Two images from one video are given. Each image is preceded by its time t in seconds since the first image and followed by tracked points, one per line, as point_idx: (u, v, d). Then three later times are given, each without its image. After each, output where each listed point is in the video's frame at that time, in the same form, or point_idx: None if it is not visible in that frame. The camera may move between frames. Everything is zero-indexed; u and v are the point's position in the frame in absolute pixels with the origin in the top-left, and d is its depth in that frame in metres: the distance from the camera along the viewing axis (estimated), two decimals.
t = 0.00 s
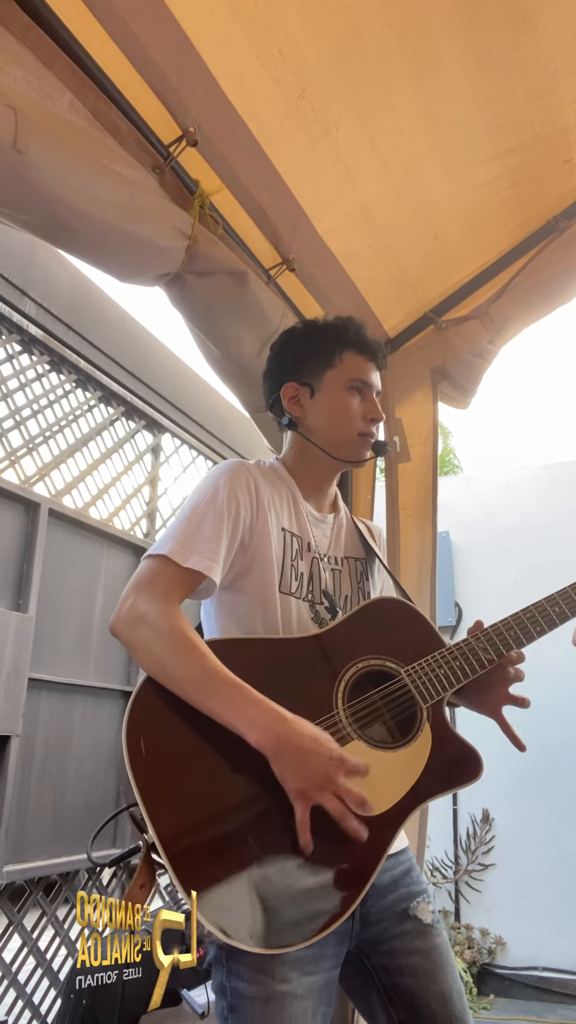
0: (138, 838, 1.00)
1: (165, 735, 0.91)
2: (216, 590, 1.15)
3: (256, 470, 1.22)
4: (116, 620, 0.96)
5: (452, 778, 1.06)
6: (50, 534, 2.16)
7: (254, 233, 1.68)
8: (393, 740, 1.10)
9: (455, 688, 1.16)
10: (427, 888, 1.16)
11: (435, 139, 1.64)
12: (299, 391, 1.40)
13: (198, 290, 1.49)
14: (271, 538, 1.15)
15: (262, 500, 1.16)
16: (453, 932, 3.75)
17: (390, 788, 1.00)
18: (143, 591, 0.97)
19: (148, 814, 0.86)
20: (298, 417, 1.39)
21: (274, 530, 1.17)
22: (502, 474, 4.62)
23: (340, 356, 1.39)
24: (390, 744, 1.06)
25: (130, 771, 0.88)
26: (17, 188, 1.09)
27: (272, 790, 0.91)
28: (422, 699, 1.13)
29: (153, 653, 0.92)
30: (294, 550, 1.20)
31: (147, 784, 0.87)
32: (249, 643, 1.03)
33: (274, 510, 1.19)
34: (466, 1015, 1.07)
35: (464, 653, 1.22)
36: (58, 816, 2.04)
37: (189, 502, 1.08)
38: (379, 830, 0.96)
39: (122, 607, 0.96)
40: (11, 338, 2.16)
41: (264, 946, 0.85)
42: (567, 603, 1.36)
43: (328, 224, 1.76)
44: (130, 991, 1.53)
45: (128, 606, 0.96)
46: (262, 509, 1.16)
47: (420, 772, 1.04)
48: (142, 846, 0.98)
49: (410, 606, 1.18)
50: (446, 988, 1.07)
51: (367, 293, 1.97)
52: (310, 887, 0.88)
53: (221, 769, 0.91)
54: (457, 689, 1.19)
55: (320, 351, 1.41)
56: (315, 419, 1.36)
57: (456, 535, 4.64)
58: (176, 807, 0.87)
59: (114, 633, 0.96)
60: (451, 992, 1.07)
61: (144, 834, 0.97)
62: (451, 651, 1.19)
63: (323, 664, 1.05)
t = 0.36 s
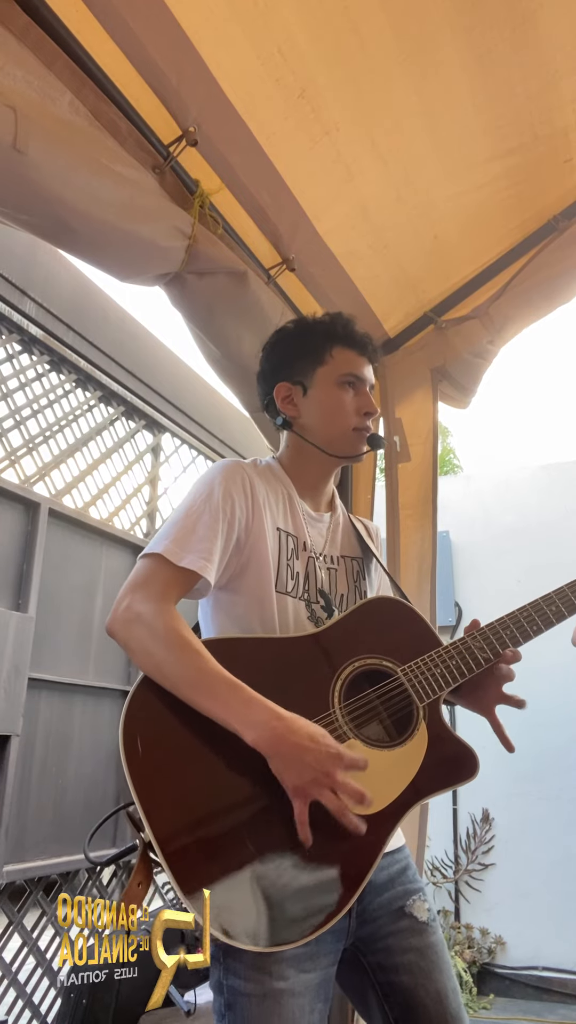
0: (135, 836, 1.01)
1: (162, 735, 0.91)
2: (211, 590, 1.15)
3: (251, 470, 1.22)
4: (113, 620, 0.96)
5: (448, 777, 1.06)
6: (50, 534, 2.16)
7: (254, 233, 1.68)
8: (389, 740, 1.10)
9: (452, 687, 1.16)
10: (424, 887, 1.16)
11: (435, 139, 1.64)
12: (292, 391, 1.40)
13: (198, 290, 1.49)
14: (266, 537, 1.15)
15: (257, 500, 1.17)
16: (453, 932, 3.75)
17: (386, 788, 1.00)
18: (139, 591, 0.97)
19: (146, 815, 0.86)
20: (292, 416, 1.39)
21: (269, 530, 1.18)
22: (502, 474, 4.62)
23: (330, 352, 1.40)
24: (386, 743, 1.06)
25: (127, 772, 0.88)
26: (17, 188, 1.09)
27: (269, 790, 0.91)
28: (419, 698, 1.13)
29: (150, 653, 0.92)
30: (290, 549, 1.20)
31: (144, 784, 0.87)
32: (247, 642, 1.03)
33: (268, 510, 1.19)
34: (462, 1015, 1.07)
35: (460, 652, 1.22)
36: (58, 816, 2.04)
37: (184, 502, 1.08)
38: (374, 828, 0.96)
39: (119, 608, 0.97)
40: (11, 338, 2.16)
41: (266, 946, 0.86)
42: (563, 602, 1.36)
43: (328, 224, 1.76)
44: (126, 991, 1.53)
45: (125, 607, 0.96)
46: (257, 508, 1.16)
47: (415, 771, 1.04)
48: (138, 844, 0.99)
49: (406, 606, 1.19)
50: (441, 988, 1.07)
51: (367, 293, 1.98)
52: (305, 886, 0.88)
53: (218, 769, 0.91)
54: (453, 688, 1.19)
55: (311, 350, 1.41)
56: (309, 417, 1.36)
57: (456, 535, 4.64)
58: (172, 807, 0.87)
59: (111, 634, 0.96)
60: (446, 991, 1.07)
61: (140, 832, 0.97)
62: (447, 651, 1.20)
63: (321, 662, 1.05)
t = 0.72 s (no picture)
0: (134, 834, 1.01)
1: (161, 734, 0.91)
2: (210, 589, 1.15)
3: (251, 470, 1.22)
4: (113, 619, 0.96)
5: (446, 776, 1.06)
6: (50, 534, 2.16)
7: (254, 233, 1.69)
8: (388, 738, 1.10)
9: (450, 686, 1.17)
10: (423, 886, 1.16)
11: (435, 138, 1.64)
12: (289, 391, 1.41)
13: (198, 290, 1.49)
14: (265, 537, 1.15)
15: (257, 499, 1.17)
16: (453, 932, 3.75)
17: (385, 787, 1.00)
18: (139, 589, 0.97)
19: (146, 815, 0.85)
20: (289, 417, 1.39)
21: (268, 529, 1.18)
22: (503, 474, 4.62)
23: (327, 352, 1.40)
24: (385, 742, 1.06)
25: (127, 771, 0.88)
26: (17, 188, 1.09)
27: (267, 789, 0.91)
28: (417, 697, 1.13)
29: (150, 653, 0.92)
30: (289, 548, 1.20)
31: (143, 784, 0.87)
32: (246, 641, 1.03)
33: (268, 509, 1.19)
34: (459, 1014, 1.07)
35: (458, 651, 1.22)
36: (59, 816, 2.04)
37: (184, 501, 1.08)
38: (373, 826, 0.96)
39: (119, 607, 0.97)
40: (11, 338, 2.16)
41: (264, 944, 0.86)
42: (561, 601, 1.36)
43: (328, 224, 1.76)
44: (126, 991, 1.53)
45: (124, 606, 0.96)
46: (256, 507, 1.16)
47: (413, 770, 1.04)
48: (137, 841, 1.00)
49: (406, 605, 1.18)
50: (438, 986, 1.06)
51: (367, 293, 1.98)
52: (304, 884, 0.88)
53: (216, 769, 0.91)
54: (451, 688, 1.19)
55: (308, 351, 1.41)
56: (306, 417, 1.36)
57: (456, 535, 4.64)
58: (172, 806, 0.86)
59: (111, 632, 0.96)
60: (443, 990, 1.07)
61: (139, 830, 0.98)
62: (446, 650, 1.20)
63: (321, 662, 1.05)
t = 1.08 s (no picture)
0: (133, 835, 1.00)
1: (160, 733, 0.91)
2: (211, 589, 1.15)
3: (252, 470, 1.22)
4: (113, 618, 0.96)
5: (445, 777, 1.06)
6: (50, 534, 2.16)
7: (254, 233, 1.69)
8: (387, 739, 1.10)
9: (449, 687, 1.17)
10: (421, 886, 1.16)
11: (435, 138, 1.64)
12: (287, 392, 1.41)
13: (198, 289, 1.49)
14: (266, 537, 1.15)
15: (258, 499, 1.17)
16: (453, 932, 3.75)
17: (384, 788, 1.00)
18: (139, 589, 0.97)
19: (145, 814, 0.85)
20: (288, 418, 1.39)
21: (270, 528, 1.18)
22: (503, 474, 4.62)
23: (324, 353, 1.40)
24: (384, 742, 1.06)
25: (127, 771, 0.88)
26: (17, 188, 1.09)
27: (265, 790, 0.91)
28: (416, 698, 1.13)
29: (150, 652, 0.92)
30: (291, 548, 1.20)
31: (143, 783, 0.87)
32: (246, 642, 1.03)
33: (269, 509, 1.19)
34: (460, 1014, 1.06)
35: (458, 652, 1.22)
36: (58, 816, 2.04)
37: (184, 501, 1.08)
38: (371, 827, 0.96)
39: (119, 606, 0.97)
40: (11, 338, 2.16)
41: (262, 944, 0.86)
42: (561, 602, 1.36)
43: (328, 224, 1.76)
44: (126, 990, 1.53)
45: (124, 605, 0.96)
46: (257, 508, 1.16)
47: (412, 771, 1.04)
48: (137, 842, 0.99)
49: (406, 606, 1.18)
50: (439, 985, 1.07)
51: (367, 293, 1.98)
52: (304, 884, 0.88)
53: (215, 770, 0.90)
54: (450, 688, 1.19)
55: (306, 352, 1.41)
56: (304, 418, 1.36)
57: (456, 535, 4.64)
58: (171, 806, 0.86)
59: (111, 632, 0.96)
60: (443, 990, 1.07)
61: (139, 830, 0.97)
62: (445, 651, 1.20)
63: (320, 663, 1.05)
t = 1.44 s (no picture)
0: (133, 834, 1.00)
1: (161, 733, 0.91)
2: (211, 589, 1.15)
3: (253, 469, 1.22)
4: (114, 617, 0.96)
5: (445, 777, 1.06)
6: (50, 534, 2.16)
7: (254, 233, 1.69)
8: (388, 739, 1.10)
9: (449, 687, 1.17)
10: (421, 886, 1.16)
11: (435, 139, 1.64)
12: (286, 392, 1.41)
13: (198, 289, 1.49)
14: (266, 537, 1.15)
15: (258, 499, 1.16)
16: (453, 932, 3.75)
17: (383, 788, 1.00)
18: (140, 588, 0.97)
19: (147, 815, 0.85)
20: (287, 418, 1.39)
21: (270, 528, 1.18)
22: (503, 474, 4.62)
23: (323, 353, 1.40)
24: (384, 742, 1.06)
25: (128, 771, 0.88)
26: (17, 188, 1.09)
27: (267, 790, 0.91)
28: (417, 698, 1.13)
29: (151, 652, 0.92)
30: (291, 548, 1.20)
31: (144, 783, 0.87)
32: (246, 642, 1.03)
33: (270, 509, 1.19)
34: (459, 1014, 1.06)
35: (458, 652, 1.22)
36: (58, 815, 2.04)
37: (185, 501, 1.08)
38: (371, 827, 0.96)
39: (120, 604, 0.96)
40: (11, 338, 2.16)
41: (263, 944, 0.85)
42: (560, 603, 1.36)
43: (328, 224, 1.76)
44: (126, 990, 1.53)
45: (125, 604, 0.96)
46: (258, 508, 1.16)
47: (412, 771, 1.04)
48: (137, 842, 0.98)
49: (406, 606, 1.19)
50: (438, 986, 1.06)
51: (367, 293, 1.98)
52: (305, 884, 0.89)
53: (216, 771, 0.90)
54: (451, 688, 1.19)
55: (305, 352, 1.41)
56: (304, 418, 1.36)
57: (455, 535, 4.64)
58: (172, 807, 0.86)
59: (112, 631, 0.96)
60: (443, 990, 1.06)
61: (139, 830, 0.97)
62: (445, 651, 1.20)
63: (321, 663, 1.06)
